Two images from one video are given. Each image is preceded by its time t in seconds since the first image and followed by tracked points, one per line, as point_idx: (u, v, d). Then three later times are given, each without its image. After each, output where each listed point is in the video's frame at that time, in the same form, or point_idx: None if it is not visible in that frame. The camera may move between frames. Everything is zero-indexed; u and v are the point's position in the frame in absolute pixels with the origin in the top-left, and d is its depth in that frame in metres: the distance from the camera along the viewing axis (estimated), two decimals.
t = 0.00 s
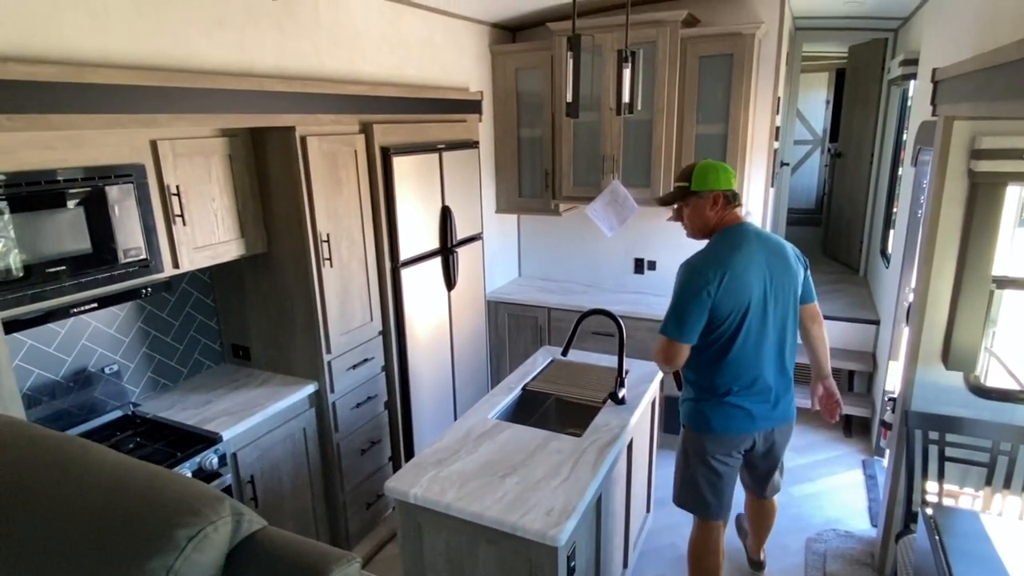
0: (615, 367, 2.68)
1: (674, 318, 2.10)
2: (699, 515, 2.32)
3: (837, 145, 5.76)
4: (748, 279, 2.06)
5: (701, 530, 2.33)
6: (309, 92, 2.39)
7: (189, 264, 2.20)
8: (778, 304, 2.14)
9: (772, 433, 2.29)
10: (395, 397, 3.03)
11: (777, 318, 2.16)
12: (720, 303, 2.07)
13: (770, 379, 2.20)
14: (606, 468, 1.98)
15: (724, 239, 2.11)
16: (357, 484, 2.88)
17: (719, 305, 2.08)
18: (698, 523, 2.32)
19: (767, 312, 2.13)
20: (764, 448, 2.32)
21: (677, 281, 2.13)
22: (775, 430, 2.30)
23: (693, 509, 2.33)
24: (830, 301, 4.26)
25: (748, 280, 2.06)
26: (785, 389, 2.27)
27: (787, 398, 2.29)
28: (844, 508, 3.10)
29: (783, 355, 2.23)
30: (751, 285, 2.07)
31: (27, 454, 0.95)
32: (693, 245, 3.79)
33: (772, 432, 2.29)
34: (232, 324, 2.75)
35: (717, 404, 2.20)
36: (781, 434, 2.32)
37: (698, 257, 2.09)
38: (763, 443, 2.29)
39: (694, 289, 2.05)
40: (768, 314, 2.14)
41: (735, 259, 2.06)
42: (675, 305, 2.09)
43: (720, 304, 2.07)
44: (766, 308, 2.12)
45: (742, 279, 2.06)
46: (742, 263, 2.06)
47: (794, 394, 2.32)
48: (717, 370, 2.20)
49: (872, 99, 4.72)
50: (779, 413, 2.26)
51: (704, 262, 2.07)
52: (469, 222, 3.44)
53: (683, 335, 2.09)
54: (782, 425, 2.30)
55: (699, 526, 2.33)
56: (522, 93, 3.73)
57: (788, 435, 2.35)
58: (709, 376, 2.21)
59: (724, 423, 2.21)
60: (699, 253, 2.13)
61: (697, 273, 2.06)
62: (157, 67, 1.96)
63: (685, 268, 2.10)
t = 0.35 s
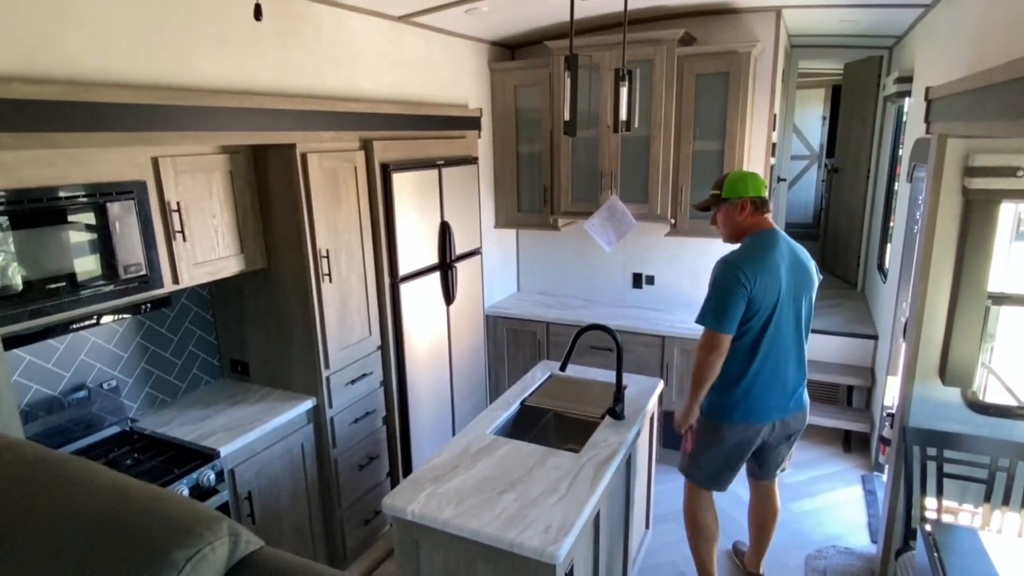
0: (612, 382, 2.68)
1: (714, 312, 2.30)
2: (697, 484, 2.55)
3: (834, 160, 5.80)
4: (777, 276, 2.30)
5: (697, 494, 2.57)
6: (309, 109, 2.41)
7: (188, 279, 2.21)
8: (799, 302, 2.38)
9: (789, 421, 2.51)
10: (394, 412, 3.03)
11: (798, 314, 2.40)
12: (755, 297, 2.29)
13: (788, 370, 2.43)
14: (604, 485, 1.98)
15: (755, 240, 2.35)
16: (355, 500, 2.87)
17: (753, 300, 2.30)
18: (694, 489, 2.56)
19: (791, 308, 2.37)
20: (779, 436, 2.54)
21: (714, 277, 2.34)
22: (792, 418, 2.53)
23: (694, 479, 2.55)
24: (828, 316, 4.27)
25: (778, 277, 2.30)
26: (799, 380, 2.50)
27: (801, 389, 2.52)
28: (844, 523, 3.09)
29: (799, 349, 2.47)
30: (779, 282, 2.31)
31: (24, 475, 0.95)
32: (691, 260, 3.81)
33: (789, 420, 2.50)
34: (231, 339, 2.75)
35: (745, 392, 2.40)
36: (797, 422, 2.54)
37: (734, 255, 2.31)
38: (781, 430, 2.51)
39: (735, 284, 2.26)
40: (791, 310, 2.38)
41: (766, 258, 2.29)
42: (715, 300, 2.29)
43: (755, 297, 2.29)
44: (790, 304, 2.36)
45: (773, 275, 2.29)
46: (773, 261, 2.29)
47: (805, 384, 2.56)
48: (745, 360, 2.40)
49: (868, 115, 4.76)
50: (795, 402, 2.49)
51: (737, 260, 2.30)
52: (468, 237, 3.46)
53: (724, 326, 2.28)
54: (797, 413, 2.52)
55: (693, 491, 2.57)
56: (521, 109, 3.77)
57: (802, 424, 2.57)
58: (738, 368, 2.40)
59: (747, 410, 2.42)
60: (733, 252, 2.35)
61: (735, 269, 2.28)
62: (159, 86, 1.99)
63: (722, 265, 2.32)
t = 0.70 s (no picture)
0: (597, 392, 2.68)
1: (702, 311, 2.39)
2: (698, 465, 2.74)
3: (815, 169, 5.88)
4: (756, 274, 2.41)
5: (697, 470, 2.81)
6: (292, 120, 2.41)
7: (169, 291, 2.19)
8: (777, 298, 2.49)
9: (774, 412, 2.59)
10: (378, 424, 3.01)
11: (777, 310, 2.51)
12: (740, 293, 2.39)
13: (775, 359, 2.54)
14: (589, 495, 1.98)
15: (734, 242, 2.46)
16: (338, 513, 2.84)
17: (736, 297, 2.39)
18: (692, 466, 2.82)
19: (770, 305, 2.48)
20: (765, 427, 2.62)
21: (697, 278, 2.43)
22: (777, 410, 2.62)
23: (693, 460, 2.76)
24: (810, 323, 4.31)
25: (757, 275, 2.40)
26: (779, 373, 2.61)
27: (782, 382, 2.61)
28: (827, 530, 3.11)
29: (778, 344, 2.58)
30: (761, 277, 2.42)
31: None
32: (675, 269, 3.84)
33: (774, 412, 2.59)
34: (213, 351, 2.73)
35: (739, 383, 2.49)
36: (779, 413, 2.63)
37: (714, 256, 2.41)
38: (767, 422, 2.59)
39: (718, 283, 2.35)
40: (771, 306, 2.48)
41: (744, 256, 2.40)
42: (702, 301, 2.38)
43: (737, 295, 2.38)
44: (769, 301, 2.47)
45: (752, 274, 2.40)
46: (751, 261, 2.40)
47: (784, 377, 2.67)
48: (731, 356, 2.49)
49: (848, 125, 4.83)
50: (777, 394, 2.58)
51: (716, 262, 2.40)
52: (453, 247, 3.46)
53: (716, 324, 2.37)
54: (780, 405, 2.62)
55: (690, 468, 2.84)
56: (506, 119, 3.78)
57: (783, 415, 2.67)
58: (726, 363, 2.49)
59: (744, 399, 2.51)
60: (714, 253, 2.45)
61: (716, 269, 2.38)
62: (141, 98, 1.97)
63: (704, 266, 2.41)
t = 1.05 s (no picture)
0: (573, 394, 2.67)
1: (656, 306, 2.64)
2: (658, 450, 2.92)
3: (786, 170, 5.97)
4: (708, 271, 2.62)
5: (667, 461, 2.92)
6: (259, 122, 2.37)
7: (133, 298, 2.13)
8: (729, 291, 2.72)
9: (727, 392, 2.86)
10: (353, 430, 2.98)
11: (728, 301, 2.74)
12: (691, 290, 2.63)
13: (726, 347, 2.79)
14: (564, 498, 1.97)
15: (688, 242, 2.67)
16: (312, 522, 2.80)
17: (688, 294, 2.62)
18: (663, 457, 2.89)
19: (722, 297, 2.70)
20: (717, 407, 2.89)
21: (653, 276, 2.66)
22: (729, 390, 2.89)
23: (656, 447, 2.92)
24: (783, 322, 4.37)
25: (709, 272, 2.62)
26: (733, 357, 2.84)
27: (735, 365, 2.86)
28: (802, 526, 3.15)
29: (732, 331, 2.81)
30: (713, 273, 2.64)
31: None
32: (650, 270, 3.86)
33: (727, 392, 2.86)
34: (181, 359, 2.66)
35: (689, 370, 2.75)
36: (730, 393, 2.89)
37: (670, 255, 2.63)
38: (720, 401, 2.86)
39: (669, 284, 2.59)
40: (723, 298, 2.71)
41: (696, 255, 2.62)
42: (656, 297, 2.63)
43: (688, 292, 2.62)
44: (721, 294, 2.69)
45: (704, 271, 2.61)
46: (703, 259, 2.62)
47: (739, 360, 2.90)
48: (684, 345, 2.74)
49: (817, 126, 4.91)
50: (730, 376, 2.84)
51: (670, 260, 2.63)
52: (427, 250, 3.43)
53: (665, 319, 2.63)
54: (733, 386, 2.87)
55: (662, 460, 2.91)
56: (479, 121, 3.77)
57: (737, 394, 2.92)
58: (679, 352, 2.75)
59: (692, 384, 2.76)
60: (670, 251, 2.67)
61: (670, 268, 2.60)
62: (100, 100, 1.92)
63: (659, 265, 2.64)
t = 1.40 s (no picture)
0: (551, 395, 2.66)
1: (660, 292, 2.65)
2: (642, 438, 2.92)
3: (759, 167, 6.04)
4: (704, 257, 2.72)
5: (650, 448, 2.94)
6: (226, 123, 2.31)
7: (97, 306, 2.06)
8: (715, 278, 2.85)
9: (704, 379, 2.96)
10: (328, 436, 2.93)
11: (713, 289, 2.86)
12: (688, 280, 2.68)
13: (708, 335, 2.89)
14: (542, 500, 1.96)
15: (686, 228, 2.75)
16: (288, 530, 2.75)
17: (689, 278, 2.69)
18: (647, 445, 2.90)
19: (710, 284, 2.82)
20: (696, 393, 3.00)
21: (656, 260, 2.68)
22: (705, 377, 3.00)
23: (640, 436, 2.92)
24: (758, 318, 4.41)
25: (705, 258, 2.72)
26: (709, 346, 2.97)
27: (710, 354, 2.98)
28: (779, 521, 3.18)
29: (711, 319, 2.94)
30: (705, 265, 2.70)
31: None
32: (627, 268, 3.86)
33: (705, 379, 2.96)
34: (150, 367, 2.59)
35: (675, 360, 2.79)
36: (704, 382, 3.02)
37: (671, 240, 2.70)
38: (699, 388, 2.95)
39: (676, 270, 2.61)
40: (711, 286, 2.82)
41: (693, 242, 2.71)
42: (661, 283, 2.64)
43: (690, 276, 2.68)
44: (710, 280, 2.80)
45: (702, 257, 2.71)
46: (700, 245, 2.72)
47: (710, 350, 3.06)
48: (678, 331, 2.78)
49: (789, 124, 4.96)
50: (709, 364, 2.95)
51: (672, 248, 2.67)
52: (403, 251, 3.39)
53: (668, 303, 2.65)
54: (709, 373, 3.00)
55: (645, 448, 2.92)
56: (454, 121, 3.73)
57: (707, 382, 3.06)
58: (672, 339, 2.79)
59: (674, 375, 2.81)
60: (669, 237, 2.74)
61: (676, 251, 2.65)
62: (57, 101, 1.85)
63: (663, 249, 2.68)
